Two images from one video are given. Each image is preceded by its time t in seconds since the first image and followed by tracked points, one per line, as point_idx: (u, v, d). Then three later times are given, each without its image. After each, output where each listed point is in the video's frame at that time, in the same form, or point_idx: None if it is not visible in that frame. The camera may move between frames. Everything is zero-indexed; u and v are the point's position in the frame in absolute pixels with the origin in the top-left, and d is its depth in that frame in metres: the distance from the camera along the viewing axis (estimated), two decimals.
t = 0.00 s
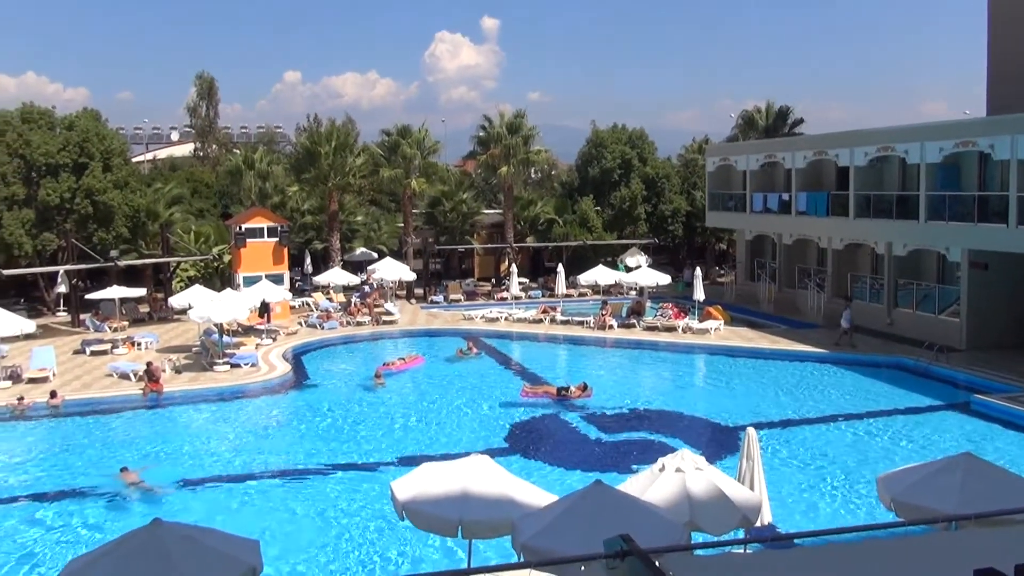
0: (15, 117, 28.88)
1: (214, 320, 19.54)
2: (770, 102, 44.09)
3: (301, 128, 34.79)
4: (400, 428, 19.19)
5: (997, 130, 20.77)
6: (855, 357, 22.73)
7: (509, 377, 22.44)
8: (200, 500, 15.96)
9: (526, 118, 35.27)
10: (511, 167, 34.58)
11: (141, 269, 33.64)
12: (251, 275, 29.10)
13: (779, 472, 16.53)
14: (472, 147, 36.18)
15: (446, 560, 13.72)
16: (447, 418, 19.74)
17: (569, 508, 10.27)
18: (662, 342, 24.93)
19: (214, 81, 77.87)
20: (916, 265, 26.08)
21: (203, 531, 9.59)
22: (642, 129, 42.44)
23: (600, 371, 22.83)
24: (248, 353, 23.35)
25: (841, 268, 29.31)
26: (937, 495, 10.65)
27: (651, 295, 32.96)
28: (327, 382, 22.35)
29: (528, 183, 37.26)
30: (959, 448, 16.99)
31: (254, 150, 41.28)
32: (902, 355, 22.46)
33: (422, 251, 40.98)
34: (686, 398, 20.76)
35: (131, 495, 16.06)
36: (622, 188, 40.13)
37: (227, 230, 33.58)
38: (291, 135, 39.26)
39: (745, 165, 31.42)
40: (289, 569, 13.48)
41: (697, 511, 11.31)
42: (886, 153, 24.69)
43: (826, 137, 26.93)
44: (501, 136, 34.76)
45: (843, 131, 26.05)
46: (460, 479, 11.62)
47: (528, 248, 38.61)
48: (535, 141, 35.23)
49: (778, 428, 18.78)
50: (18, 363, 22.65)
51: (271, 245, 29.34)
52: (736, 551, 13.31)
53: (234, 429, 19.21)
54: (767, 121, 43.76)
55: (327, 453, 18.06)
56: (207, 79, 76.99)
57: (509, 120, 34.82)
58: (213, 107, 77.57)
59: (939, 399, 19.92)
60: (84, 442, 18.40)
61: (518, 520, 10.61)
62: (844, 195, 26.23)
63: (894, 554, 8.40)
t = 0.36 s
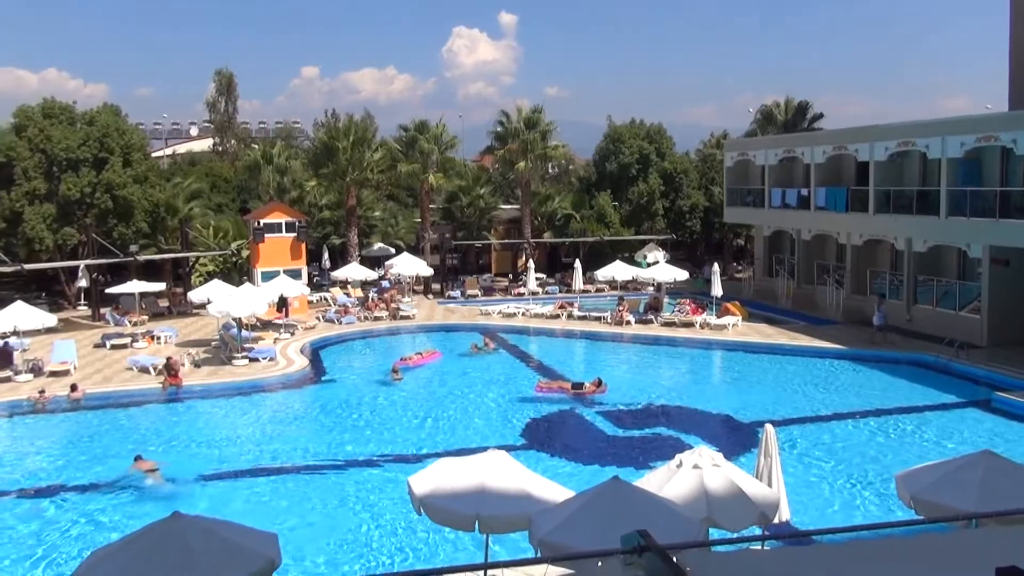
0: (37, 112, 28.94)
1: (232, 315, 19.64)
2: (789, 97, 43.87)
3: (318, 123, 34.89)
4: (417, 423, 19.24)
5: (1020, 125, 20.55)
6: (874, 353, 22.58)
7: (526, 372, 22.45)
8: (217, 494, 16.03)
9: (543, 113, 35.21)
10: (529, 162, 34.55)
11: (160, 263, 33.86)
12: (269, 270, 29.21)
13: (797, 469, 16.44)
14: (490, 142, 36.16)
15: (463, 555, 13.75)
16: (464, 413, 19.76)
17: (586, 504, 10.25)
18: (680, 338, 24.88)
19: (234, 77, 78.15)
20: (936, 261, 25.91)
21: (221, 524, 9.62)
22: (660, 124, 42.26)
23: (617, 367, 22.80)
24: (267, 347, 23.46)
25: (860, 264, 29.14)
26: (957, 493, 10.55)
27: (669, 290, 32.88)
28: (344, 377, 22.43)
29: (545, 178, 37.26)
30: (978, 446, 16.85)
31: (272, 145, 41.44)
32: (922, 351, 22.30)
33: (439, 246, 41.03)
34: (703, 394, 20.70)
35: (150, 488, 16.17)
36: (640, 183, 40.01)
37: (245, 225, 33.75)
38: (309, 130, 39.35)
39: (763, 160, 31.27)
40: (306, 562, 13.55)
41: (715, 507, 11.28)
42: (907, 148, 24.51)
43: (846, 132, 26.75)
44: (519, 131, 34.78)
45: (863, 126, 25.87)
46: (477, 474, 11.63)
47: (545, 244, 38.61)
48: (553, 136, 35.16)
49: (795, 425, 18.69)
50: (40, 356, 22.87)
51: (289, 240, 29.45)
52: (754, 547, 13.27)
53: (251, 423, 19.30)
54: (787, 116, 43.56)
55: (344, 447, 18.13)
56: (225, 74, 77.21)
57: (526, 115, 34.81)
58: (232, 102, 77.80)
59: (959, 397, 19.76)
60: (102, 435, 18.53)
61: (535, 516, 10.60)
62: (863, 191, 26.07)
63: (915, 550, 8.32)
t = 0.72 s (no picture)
0: (58, 110, 29.23)
1: (251, 311, 19.72)
2: (808, 94, 43.66)
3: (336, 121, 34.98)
4: (434, 420, 19.27)
5: None
6: (893, 352, 22.43)
7: (543, 370, 22.45)
8: (234, 489, 16.11)
9: (561, 111, 35.15)
10: (547, 160, 34.52)
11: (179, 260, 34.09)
12: (287, 267, 29.34)
13: (815, 468, 16.35)
14: (508, 139, 36.15)
15: (480, 552, 13.77)
16: (481, 410, 19.77)
17: (603, 502, 10.22)
18: (698, 336, 24.80)
19: (253, 75, 78.41)
20: (956, 259, 25.75)
21: (240, 519, 9.67)
22: (678, 122, 42.07)
23: (633, 365, 22.75)
24: (285, 344, 23.55)
25: (879, 263, 28.99)
26: (978, 494, 10.46)
27: (687, 289, 32.80)
28: (362, 373, 22.50)
29: (563, 175, 37.26)
30: (998, 446, 16.72)
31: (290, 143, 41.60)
32: (943, 350, 22.12)
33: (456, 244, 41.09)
34: (721, 392, 20.63)
35: (168, 483, 16.27)
36: (657, 181, 39.87)
37: (264, 222, 33.91)
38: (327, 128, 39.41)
39: (782, 158, 31.11)
40: (324, 558, 13.60)
41: (732, 506, 11.23)
42: (927, 145, 24.32)
43: (866, 129, 26.58)
44: (537, 128, 34.78)
45: (883, 123, 25.70)
46: (494, 471, 11.62)
47: (562, 241, 38.60)
48: (571, 133, 35.10)
49: (812, 424, 18.59)
50: (60, 352, 23.05)
51: (307, 237, 29.54)
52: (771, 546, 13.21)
53: (268, 419, 19.37)
54: (806, 114, 43.36)
55: (360, 443, 18.18)
56: (244, 72, 77.48)
57: (544, 113, 34.79)
58: (250, 100, 78.01)
59: (979, 396, 19.60)
60: (121, 430, 18.65)
61: (551, 513, 10.59)
62: (883, 188, 25.90)
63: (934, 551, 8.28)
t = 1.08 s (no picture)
0: (78, 109, 29.50)
1: (269, 309, 19.81)
2: (827, 92, 43.38)
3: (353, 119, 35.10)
4: (450, 418, 19.28)
5: None
6: (912, 352, 22.29)
7: (559, 368, 22.47)
8: (251, 486, 16.18)
9: (578, 109, 35.12)
10: (564, 158, 34.51)
11: (198, 257, 34.29)
12: (305, 264, 29.45)
13: (833, 468, 16.28)
14: (524, 137, 36.15)
15: (496, 550, 13.78)
16: (498, 408, 19.77)
17: (620, 501, 10.20)
18: (715, 335, 24.73)
19: (271, 73, 78.84)
20: (977, 258, 25.54)
21: (258, 516, 9.71)
22: (696, 120, 41.72)
23: (650, 364, 22.70)
24: (302, 341, 23.65)
25: (899, 262, 28.84)
26: (998, 494, 10.37)
27: (704, 287, 32.72)
28: (378, 371, 22.55)
29: (580, 173, 37.24)
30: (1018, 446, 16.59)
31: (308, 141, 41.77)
32: (963, 350, 21.95)
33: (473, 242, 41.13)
34: (738, 391, 20.56)
35: (185, 480, 16.36)
36: (674, 179, 39.76)
37: (282, 220, 34.09)
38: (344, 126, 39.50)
39: (801, 156, 30.96)
40: (341, 555, 13.65)
41: (750, 506, 11.18)
42: (947, 144, 24.14)
43: (885, 127, 26.41)
44: (554, 126, 34.74)
45: (902, 121, 25.53)
46: (510, 469, 11.61)
47: (579, 240, 38.59)
48: (588, 131, 35.05)
49: (830, 424, 18.49)
50: (81, 349, 23.24)
51: (325, 235, 29.65)
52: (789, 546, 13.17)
53: (285, 416, 19.45)
54: (825, 112, 43.16)
55: (376, 441, 18.22)
56: (263, 70, 77.93)
57: (562, 111, 34.77)
58: (269, 99, 78.44)
59: (1000, 397, 19.43)
60: (139, 427, 18.77)
61: (567, 512, 10.58)
62: (903, 187, 25.72)
63: (956, 551, 8.22)
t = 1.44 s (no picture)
0: (97, 106, 29.70)
1: (285, 305, 19.87)
2: (845, 89, 43.15)
3: (370, 116, 35.18)
4: (466, 414, 19.28)
5: None
6: (931, 350, 22.12)
7: (576, 365, 22.44)
8: (266, 482, 16.23)
9: (595, 106, 35.05)
10: (580, 155, 34.48)
11: (216, 254, 34.45)
12: (321, 261, 29.53)
13: (850, 466, 16.18)
14: (541, 134, 36.13)
15: (512, 547, 13.77)
16: (514, 405, 19.76)
17: (635, 499, 10.15)
18: (732, 332, 24.63)
19: (288, 70, 79.17)
20: (997, 256, 25.36)
21: (276, 512, 9.74)
22: (713, 117, 41.50)
23: (666, 361, 22.64)
24: (319, 338, 23.71)
25: (918, 259, 28.68)
26: (1018, 493, 10.25)
27: (721, 284, 32.64)
28: (394, 368, 22.57)
29: (595, 170, 37.22)
30: None
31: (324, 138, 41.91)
32: (983, 349, 21.75)
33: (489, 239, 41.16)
34: (755, 389, 20.47)
35: (202, 475, 16.44)
36: (691, 176, 39.67)
37: (298, 217, 34.23)
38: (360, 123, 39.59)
39: (818, 153, 30.81)
40: (357, 551, 13.68)
41: (766, 504, 11.11)
42: (967, 140, 23.96)
43: (903, 124, 26.26)
44: (570, 123, 34.69)
45: (921, 118, 25.37)
46: (526, 465, 11.60)
47: (595, 237, 38.56)
48: (604, 128, 35.00)
49: (848, 422, 18.37)
50: (99, 344, 23.40)
51: (341, 231, 29.71)
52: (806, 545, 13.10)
53: (301, 412, 19.50)
54: (843, 109, 42.95)
55: (391, 437, 18.24)
56: (280, 67, 78.28)
57: (578, 108, 34.72)
58: (285, 96, 78.78)
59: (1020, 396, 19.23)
60: (156, 422, 18.87)
61: (584, 508, 10.55)
62: (922, 184, 25.54)
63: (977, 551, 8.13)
